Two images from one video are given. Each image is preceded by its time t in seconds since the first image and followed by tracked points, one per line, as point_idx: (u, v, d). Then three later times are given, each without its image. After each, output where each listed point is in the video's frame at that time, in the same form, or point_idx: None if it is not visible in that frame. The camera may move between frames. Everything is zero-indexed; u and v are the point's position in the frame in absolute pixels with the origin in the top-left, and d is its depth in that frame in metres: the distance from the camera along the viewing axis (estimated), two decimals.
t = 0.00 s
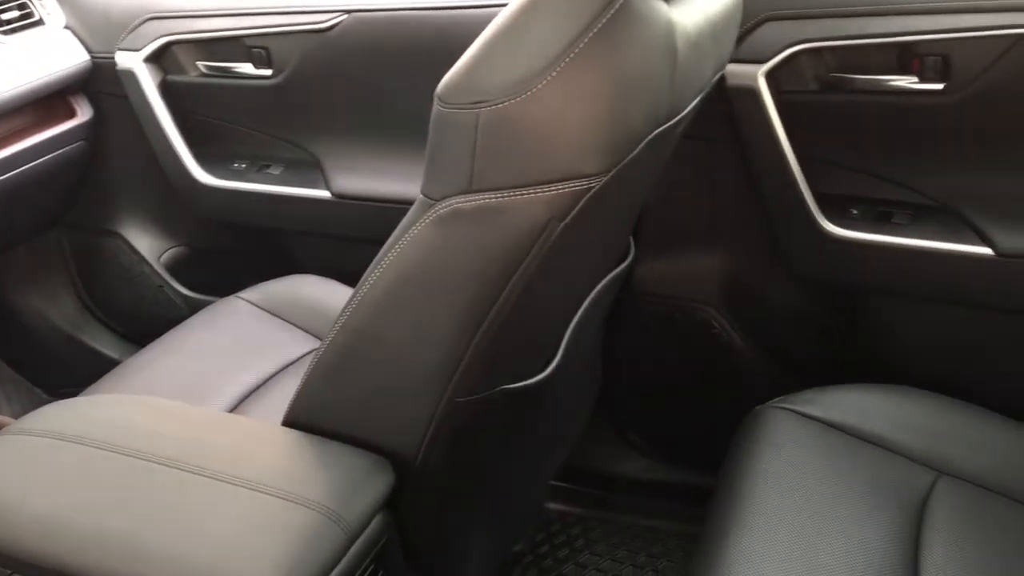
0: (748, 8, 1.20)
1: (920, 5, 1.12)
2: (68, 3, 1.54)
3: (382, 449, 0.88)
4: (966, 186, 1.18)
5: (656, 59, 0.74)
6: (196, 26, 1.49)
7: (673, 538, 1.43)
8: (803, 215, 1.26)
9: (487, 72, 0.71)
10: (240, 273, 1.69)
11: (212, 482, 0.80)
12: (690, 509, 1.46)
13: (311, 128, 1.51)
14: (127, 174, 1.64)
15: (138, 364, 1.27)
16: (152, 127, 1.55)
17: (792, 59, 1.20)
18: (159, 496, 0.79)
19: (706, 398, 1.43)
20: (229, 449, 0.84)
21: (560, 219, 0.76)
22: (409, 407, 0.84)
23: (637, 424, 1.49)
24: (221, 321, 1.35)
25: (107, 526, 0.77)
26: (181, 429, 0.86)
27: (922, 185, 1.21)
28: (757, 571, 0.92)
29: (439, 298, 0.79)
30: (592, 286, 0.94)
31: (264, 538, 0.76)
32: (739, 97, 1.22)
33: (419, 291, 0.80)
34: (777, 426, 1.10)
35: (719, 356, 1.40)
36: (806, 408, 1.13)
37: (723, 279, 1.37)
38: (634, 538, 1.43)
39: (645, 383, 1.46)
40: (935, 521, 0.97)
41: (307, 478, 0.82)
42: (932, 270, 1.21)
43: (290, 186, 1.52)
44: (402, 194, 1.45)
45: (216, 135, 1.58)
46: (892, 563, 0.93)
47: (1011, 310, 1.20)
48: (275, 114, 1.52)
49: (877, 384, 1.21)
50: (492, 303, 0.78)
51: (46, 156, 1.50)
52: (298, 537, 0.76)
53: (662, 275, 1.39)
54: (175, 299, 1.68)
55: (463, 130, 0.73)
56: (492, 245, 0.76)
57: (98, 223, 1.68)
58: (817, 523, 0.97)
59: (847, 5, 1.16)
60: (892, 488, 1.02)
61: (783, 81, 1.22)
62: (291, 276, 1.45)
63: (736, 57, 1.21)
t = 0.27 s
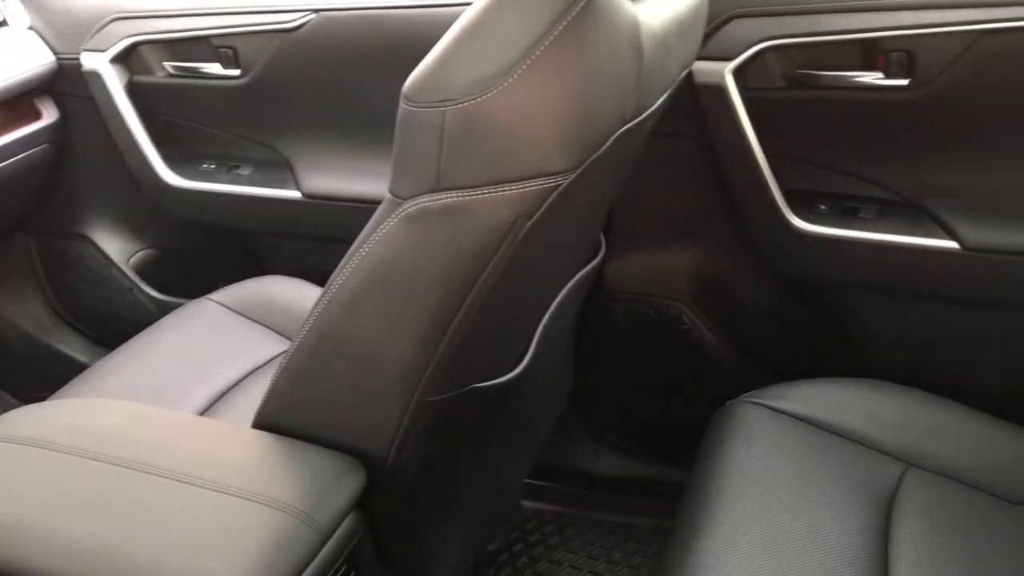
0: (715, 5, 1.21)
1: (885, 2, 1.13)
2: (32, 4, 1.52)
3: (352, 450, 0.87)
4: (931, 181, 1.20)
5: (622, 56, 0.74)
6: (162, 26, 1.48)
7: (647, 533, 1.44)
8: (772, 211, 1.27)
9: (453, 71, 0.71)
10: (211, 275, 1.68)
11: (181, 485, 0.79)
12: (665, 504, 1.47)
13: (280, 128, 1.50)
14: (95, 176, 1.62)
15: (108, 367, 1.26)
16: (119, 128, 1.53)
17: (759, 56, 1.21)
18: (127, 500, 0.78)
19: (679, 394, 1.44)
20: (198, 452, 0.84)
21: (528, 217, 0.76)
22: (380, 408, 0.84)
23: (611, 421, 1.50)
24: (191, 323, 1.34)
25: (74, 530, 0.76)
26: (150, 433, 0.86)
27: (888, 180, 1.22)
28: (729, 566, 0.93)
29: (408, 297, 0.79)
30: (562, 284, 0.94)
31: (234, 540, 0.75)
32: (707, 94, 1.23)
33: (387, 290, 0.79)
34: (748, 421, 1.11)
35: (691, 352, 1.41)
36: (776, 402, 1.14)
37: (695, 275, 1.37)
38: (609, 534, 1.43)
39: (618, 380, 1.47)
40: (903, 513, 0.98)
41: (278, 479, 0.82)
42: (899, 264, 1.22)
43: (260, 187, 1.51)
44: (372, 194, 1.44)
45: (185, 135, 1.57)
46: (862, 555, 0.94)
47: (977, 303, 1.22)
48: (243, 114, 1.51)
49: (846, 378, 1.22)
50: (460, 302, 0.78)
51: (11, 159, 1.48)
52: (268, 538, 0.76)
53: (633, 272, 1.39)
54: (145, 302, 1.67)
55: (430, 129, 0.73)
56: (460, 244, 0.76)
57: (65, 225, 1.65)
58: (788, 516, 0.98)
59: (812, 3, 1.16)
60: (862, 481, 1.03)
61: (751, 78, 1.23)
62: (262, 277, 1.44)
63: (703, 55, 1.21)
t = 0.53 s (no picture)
0: (680, 4, 1.21)
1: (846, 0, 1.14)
2: None
3: (320, 453, 0.87)
4: (894, 178, 1.21)
5: (585, 55, 0.74)
6: (126, 27, 1.46)
7: (620, 531, 1.44)
8: (739, 209, 1.28)
9: (416, 69, 0.70)
10: (179, 278, 1.67)
11: (146, 490, 0.79)
12: (637, 502, 1.48)
13: (247, 129, 1.49)
14: (60, 179, 1.60)
15: (72, 373, 1.24)
16: (83, 131, 1.51)
17: (724, 55, 1.22)
18: (90, 504, 0.77)
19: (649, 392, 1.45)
20: (163, 458, 0.83)
21: (494, 216, 0.76)
22: (347, 409, 0.84)
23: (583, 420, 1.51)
24: (157, 327, 1.33)
25: (33, 533, 0.74)
26: (114, 439, 0.85)
27: (852, 177, 1.24)
28: (697, 561, 0.93)
29: (374, 298, 0.79)
30: (529, 283, 0.94)
31: (199, 544, 0.74)
32: (674, 93, 1.24)
33: (354, 291, 0.79)
34: (718, 417, 1.11)
35: (661, 350, 1.41)
36: (745, 399, 1.14)
37: (664, 273, 1.38)
38: (581, 532, 1.44)
39: (589, 378, 1.47)
40: (871, 507, 0.99)
41: (244, 484, 0.81)
42: (864, 260, 1.24)
43: (228, 189, 1.50)
44: (340, 195, 1.44)
45: (151, 138, 1.55)
46: (830, 549, 0.95)
47: (940, 297, 1.23)
48: (209, 116, 1.50)
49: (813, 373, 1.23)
50: (427, 302, 0.78)
51: None
52: (234, 541, 0.75)
53: (603, 271, 1.40)
54: (112, 306, 1.64)
55: (394, 128, 0.72)
56: (426, 243, 0.76)
57: (29, 229, 1.63)
58: (758, 512, 0.98)
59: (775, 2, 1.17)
60: (830, 475, 1.04)
61: (716, 76, 1.24)
62: (229, 280, 1.43)
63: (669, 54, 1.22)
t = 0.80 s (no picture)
0: (646, 5, 1.22)
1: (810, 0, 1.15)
2: None
3: (287, 456, 0.86)
4: (858, 176, 1.22)
5: (550, 55, 0.75)
6: (89, 29, 1.45)
7: (592, 531, 1.44)
8: (706, 208, 1.29)
9: (382, 69, 0.70)
10: (146, 281, 1.66)
11: (110, 496, 0.78)
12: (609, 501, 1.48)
13: (213, 131, 1.48)
14: (23, 183, 1.58)
15: (36, 378, 1.23)
16: (46, 133, 1.50)
17: (689, 55, 1.23)
18: (52, 511, 0.76)
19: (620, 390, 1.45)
20: (127, 463, 0.82)
21: (461, 216, 0.76)
22: (314, 412, 0.83)
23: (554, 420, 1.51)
24: (122, 331, 1.31)
25: None
26: (78, 445, 0.84)
27: (817, 176, 1.25)
28: (666, 559, 0.93)
29: (341, 299, 0.78)
30: (498, 283, 0.94)
31: (164, 549, 0.74)
32: (640, 93, 1.24)
33: (321, 292, 0.79)
34: (687, 416, 1.12)
35: (631, 349, 1.42)
36: (714, 397, 1.15)
37: (633, 272, 1.38)
38: (553, 532, 1.44)
39: (560, 378, 1.48)
40: (838, 503, 1.00)
41: (210, 488, 0.81)
42: (829, 258, 1.25)
43: (194, 191, 1.49)
44: (307, 197, 1.43)
45: (116, 140, 1.54)
46: (799, 545, 0.96)
47: (905, 294, 1.25)
48: (174, 118, 1.49)
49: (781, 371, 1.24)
50: (394, 303, 0.78)
51: None
52: (199, 547, 0.75)
53: (572, 271, 1.40)
54: (77, 311, 1.62)
55: (359, 128, 0.72)
56: (392, 244, 0.76)
57: None
58: (728, 510, 0.99)
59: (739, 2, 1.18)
60: (798, 472, 1.04)
61: (682, 77, 1.25)
62: (196, 283, 1.42)
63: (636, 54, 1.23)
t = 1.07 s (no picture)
0: (614, 6, 1.22)
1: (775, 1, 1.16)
2: None
3: (257, 459, 0.86)
4: (825, 176, 1.23)
5: (517, 55, 0.75)
6: (52, 30, 1.43)
7: (564, 531, 1.44)
8: (675, 208, 1.30)
9: (348, 69, 0.70)
10: (112, 285, 1.64)
11: (75, 502, 0.77)
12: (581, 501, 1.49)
13: (180, 133, 1.46)
14: None
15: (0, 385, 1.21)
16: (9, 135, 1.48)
17: (657, 56, 1.23)
18: (17, 517, 0.75)
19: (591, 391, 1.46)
20: (93, 469, 0.81)
21: (430, 217, 0.76)
22: (284, 415, 0.83)
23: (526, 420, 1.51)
24: (88, 336, 1.30)
25: None
26: (42, 451, 0.82)
27: (785, 176, 1.26)
28: (638, 557, 0.94)
29: (310, 301, 0.78)
30: (467, 284, 0.94)
31: (132, 555, 0.73)
32: (609, 93, 1.25)
33: (289, 294, 0.78)
34: (657, 415, 1.12)
35: (602, 349, 1.42)
36: (684, 396, 1.16)
37: (604, 273, 1.39)
38: (526, 533, 1.44)
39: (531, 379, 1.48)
40: (807, 499, 1.01)
41: (178, 493, 0.80)
42: (796, 258, 1.27)
43: (160, 194, 1.48)
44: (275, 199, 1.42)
45: (81, 142, 1.52)
46: (769, 542, 0.96)
47: (871, 292, 1.26)
48: (139, 119, 1.47)
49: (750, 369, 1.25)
50: (363, 304, 0.78)
51: None
52: (168, 552, 0.74)
53: (543, 272, 1.40)
54: (44, 316, 1.56)
55: (326, 129, 0.72)
56: (361, 244, 0.75)
57: None
58: (698, 508, 0.99)
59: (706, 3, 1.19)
60: (768, 469, 1.05)
61: (650, 77, 1.25)
62: (163, 287, 1.41)
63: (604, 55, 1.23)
